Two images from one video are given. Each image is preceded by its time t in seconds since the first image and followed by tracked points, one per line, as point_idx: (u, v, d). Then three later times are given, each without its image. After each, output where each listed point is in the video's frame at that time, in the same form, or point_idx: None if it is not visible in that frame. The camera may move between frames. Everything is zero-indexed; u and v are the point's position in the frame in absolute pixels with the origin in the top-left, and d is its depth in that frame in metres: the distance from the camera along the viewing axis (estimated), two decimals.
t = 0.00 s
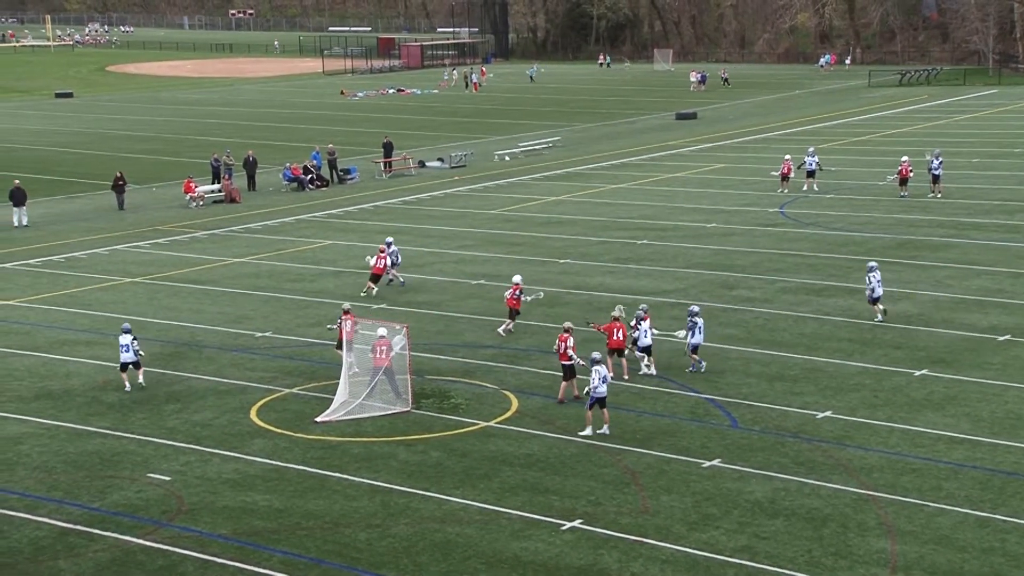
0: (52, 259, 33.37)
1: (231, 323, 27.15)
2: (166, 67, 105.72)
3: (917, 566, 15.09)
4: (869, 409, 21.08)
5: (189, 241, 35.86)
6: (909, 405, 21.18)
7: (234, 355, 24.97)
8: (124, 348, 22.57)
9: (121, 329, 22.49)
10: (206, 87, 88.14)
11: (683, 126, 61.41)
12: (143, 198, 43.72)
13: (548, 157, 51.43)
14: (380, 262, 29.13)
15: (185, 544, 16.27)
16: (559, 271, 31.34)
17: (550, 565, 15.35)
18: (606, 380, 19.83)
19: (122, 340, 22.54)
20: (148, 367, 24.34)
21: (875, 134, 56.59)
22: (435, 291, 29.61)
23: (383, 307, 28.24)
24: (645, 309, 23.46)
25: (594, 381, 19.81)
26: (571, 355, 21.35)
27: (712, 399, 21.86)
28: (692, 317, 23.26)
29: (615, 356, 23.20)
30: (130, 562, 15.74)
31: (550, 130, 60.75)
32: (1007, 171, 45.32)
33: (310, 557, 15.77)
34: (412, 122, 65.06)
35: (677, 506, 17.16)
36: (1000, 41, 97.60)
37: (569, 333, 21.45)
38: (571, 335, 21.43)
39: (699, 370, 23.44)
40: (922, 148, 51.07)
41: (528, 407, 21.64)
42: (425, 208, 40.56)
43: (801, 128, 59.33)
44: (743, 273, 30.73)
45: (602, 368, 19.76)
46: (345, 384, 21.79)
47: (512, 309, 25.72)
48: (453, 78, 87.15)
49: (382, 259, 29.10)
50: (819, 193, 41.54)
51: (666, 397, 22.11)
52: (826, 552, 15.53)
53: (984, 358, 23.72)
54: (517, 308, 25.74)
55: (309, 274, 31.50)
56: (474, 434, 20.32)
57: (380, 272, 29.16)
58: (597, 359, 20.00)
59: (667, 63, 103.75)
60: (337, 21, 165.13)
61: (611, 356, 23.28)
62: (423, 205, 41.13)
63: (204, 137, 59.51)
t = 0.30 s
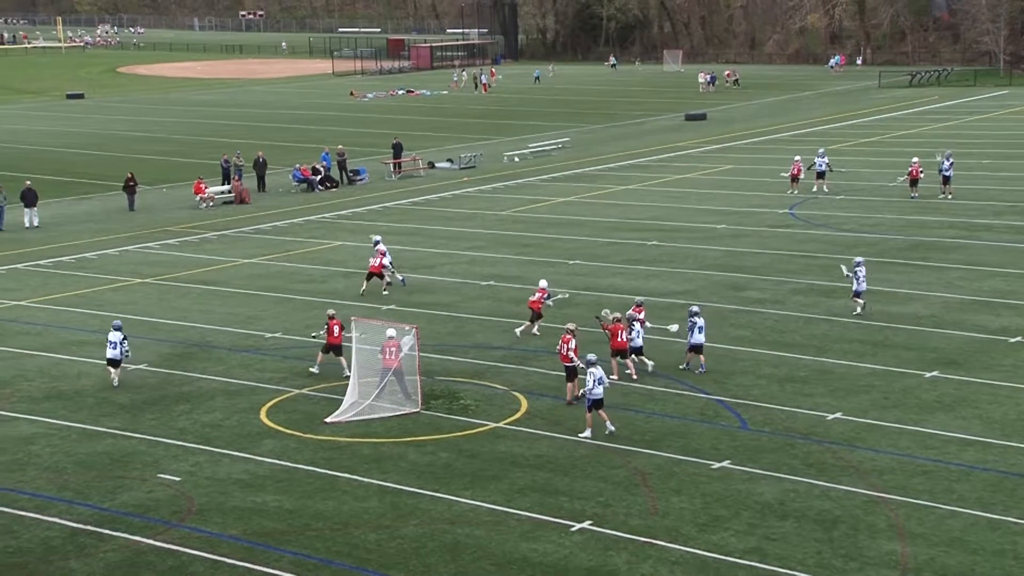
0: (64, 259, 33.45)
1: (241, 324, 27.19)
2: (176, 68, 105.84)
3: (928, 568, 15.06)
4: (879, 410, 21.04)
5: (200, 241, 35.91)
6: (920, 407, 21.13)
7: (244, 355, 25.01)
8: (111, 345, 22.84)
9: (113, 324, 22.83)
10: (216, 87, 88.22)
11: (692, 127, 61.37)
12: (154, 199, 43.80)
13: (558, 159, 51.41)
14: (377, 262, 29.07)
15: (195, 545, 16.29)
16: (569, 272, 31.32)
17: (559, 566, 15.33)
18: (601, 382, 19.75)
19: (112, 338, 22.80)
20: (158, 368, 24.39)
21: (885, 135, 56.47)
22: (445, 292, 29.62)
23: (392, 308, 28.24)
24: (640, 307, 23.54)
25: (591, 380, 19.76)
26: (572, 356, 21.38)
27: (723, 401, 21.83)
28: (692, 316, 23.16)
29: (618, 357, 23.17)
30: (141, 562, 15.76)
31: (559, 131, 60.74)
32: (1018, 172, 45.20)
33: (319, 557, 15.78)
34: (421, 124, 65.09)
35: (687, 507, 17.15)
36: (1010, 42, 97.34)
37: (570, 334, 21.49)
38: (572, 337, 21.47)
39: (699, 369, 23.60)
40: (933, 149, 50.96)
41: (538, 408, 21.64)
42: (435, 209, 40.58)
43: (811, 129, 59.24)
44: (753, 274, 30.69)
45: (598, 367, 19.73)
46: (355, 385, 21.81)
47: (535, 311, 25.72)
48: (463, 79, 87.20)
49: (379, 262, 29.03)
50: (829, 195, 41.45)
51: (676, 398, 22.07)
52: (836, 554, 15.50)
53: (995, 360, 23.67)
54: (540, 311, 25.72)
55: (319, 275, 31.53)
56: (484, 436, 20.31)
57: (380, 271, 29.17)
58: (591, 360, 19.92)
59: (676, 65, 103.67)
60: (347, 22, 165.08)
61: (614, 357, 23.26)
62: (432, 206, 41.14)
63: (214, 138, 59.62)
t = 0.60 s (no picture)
0: (75, 261, 33.53)
1: (251, 325, 27.22)
2: (187, 70, 105.97)
3: (940, 571, 15.01)
4: (890, 413, 20.99)
5: (210, 243, 35.96)
6: (931, 409, 21.07)
7: (253, 357, 25.04)
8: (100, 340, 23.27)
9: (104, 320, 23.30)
10: (227, 89, 88.36)
11: (702, 129, 61.30)
12: (165, 200, 43.89)
13: (567, 160, 51.40)
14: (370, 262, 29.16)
15: (205, 546, 16.32)
16: (579, 274, 31.30)
17: (569, 568, 15.32)
18: (603, 383, 19.80)
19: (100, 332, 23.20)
20: (169, 369, 24.44)
21: (896, 137, 56.32)
22: (454, 294, 29.63)
23: (402, 310, 28.25)
24: (639, 311, 23.70)
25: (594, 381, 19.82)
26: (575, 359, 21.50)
27: (732, 403, 21.80)
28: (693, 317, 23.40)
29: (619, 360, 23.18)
30: (151, 563, 15.79)
31: (570, 133, 60.72)
32: None
33: (329, 558, 15.79)
34: (431, 125, 65.11)
35: (697, 510, 17.12)
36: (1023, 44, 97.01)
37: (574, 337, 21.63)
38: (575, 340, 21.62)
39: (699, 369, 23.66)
40: (944, 151, 50.83)
41: (547, 410, 21.64)
42: (444, 211, 40.54)
43: (821, 131, 59.11)
44: (763, 276, 30.65)
45: (601, 368, 19.80)
46: (366, 387, 21.82)
47: (569, 309, 25.88)
48: (473, 81, 87.20)
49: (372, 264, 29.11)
50: (840, 197, 41.35)
51: (686, 400, 22.05)
52: (846, 557, 15.47)
53: (1006, 362, 23.59)
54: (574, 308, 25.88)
55: (329, 277, 31.55)
56: (493, 437, 20.31)
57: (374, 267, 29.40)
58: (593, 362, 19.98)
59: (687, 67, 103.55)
60: (357, 23, 165.12)
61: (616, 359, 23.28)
62: (442, 208, 41.14)
63: (225, 140, 59.71)
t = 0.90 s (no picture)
0: (89, 261, 33.62)
1: (265, 326, 27.26)
2: (200, 71, 106.14)
3: (955, 574, 14.96)
4: (904, 415, 20.94)
5: (223, 244, 36.01)
6: (945, 411, 21.03)
7: (267, 357, 25.09)
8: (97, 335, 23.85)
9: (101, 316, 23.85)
10: (240, 90, 88.51)
11: (715, 130, 61.25)
12: (178, 201, 43.97)
13: (580, 161, 51.37)
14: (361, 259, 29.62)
15: (219, 545, 16.35)
16: (591, 274, 31.29)
17: (581, 570, 15.31)
18: (608, 382, 19.81)
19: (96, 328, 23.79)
20: (183, 369, 24.50)
21: (910, 138, 56.14)
22: (467, 294, 29.64)
23: (414, 310, 28.27)
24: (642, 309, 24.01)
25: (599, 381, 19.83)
26: (580, 359, 21.56)
27: (745, 404, 21.78)
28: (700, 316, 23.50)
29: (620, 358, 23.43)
30: (165, 563, 15.82)
31: (582, 134, 60.68)
32: None
33: (342, 558, 15.82)
34: (443, 126, 65.14)
35: (710, 511, 17.09)
36: None
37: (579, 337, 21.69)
38: (580, 339, 21.67)
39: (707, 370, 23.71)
40: (958, 152, 50.66)
41: (560, 411, 21.65)
42: (457, 212, 40.55)
43: (834, 132, 58.98)
44: (776, 277, 30.60)
45: (606, 368, 19.80)
46: (378, 387, 21.85)
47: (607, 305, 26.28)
48: (486, 82, 87.23)
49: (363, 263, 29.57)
50: (854, 197, 41.23)
51: (699, 401, 22.03)
52: (860, 558, 15.43)
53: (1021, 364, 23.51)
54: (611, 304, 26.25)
55: (342, 277, 31.58)
56: (507, 438, 20.32)
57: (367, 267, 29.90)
58: (601, 362, 19.98)
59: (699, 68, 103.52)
60: (370, 24, 165.33)
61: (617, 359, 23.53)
62: (455, 208, 41.15)
63: (238, 141, 59.82)
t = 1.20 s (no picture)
0: (108, 261, 33.75)
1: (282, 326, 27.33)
2: (218, 72, 106.51)
3: None
4: (922, 416, 20.87)
5: (241, 244, 36.12)
6: (964, 413, 20.95)
7: (284, 358, 25.14)
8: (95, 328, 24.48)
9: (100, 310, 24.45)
10: (258, 91, 88.69)
11: (732, 131, 61.14)
12: (196, 201, 44.10)
13: (597, 162, 51.34)
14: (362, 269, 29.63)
15: (236, 545, 16.39)
16: (608, 276, 31.28)
17: (598, 571, 15.30)
18: (623, 383, 19.75)
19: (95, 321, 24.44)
20: (201, 369, 24.58)
21: (929, 139, 55.93)
22: (484, 295, 29.64)
23: (431, 310, 28.30)
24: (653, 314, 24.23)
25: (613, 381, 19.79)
26: (594, 358, 21.54)
27: (763, 405, 21.74)
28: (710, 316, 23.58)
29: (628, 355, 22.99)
30: (183, 562, 15.87)
31: (599, 135, 60.64)
32: None
33: (359, 558, 15.84)
34: (461, 127, 65.19)
35: (727, 513, 17.07)
36: None
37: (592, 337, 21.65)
38: (593, 339, 21.64)
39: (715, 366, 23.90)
40: (978, 153, 50.45)
41: (577, 412, 21.64)
42: (475, 212, 40.57)
43: (852, 133, 58.81)
44: (794, 279, 30.53)
45: (620, 368, 19.75)
46: (395, 388, 21.87)
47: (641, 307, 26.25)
48: (503, 83, 87.29)
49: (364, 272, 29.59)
50: (872, 199, 41.12)
51: (716, 403, 22.00)
52: (878, 561, 15.39)
53: None
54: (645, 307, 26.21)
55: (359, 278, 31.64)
56: (524, 438, 20.33)
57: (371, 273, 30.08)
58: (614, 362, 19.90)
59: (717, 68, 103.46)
60: (388, 25, 165.59)
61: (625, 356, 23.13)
62: (472, 209, 41.17)
63: (255, 141, 59.95)
